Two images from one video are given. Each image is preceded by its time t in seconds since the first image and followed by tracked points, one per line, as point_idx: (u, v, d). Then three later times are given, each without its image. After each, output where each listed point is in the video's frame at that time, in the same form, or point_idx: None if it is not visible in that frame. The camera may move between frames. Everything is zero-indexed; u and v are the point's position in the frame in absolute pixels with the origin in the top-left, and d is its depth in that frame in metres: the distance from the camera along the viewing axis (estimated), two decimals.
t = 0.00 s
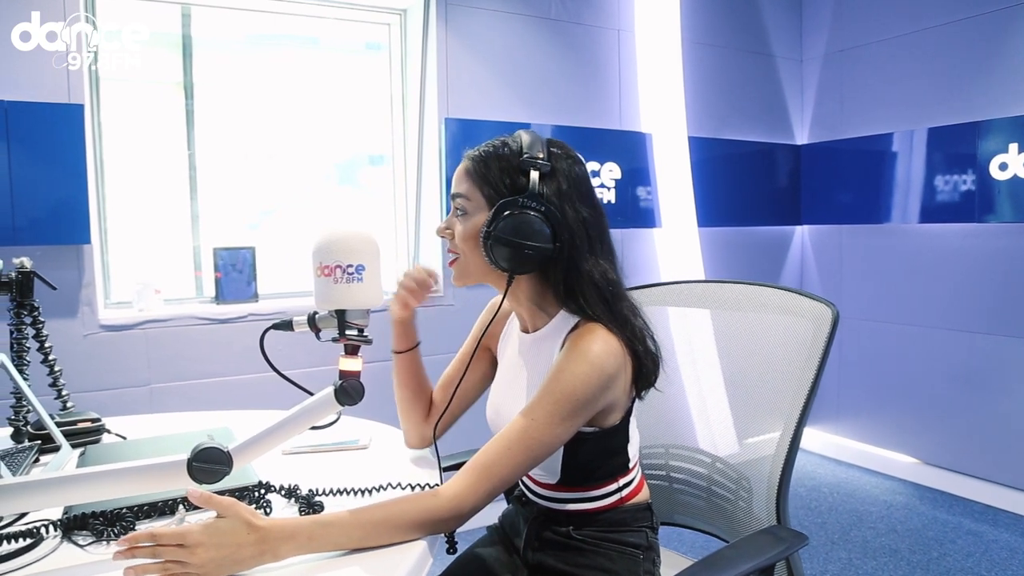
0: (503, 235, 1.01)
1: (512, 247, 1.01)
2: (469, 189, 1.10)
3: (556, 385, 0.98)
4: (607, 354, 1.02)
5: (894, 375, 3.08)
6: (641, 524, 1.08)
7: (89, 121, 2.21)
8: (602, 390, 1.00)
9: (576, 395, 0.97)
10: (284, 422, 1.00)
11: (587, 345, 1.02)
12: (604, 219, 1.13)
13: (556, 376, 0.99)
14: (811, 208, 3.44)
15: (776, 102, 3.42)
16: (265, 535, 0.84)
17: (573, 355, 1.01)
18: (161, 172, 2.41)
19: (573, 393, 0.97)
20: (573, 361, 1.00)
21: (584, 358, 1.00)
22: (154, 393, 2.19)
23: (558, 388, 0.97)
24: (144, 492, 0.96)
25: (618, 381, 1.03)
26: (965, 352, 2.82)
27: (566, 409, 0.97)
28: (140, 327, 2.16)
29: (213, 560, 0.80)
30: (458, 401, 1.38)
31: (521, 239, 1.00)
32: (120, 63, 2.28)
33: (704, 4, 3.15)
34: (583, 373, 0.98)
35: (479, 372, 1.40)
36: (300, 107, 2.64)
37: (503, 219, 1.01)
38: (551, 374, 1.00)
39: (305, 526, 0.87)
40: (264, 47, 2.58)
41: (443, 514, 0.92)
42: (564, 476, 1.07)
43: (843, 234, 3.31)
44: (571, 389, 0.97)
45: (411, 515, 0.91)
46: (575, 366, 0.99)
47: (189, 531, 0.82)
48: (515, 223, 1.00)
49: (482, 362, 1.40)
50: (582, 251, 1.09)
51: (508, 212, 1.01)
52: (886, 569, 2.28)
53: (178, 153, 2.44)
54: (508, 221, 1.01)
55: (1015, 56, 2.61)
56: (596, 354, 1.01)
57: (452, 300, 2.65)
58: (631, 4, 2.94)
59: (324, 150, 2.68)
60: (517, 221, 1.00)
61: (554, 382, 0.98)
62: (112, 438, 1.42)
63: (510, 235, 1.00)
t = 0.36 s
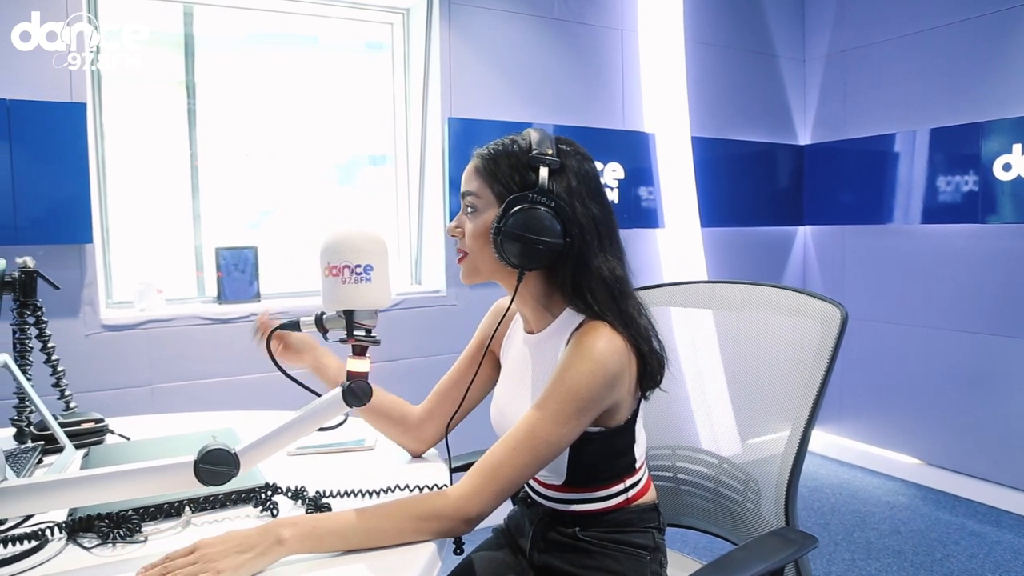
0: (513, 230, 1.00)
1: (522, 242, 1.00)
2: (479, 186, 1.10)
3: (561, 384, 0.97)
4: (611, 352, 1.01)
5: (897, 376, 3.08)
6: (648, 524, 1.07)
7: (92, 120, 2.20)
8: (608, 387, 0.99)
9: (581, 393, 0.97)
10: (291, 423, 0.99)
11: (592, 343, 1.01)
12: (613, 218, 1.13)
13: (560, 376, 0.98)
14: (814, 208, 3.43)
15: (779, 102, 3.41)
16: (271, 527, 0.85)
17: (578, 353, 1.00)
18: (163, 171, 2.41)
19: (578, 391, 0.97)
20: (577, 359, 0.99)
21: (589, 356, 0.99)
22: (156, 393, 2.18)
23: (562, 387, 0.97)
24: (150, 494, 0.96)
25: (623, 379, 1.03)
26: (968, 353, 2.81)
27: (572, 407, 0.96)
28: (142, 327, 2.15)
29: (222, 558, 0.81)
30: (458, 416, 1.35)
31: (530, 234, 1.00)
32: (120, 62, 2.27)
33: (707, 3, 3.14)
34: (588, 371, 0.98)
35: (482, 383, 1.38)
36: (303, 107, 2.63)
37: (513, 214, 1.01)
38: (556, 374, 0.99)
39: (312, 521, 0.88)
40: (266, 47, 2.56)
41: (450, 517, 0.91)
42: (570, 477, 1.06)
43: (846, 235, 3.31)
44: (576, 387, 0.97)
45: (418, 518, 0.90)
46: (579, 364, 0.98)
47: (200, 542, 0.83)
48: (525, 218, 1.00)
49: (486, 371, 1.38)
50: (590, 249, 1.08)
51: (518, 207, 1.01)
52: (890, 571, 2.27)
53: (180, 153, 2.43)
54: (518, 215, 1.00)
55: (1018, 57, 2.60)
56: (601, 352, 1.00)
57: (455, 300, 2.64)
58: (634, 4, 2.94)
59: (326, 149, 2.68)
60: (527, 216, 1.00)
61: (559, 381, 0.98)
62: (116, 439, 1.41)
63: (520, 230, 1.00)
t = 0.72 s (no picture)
0: (526, 229, 1.00)
1: (535, 242, 0.99)
2: (492, 185, 1.09)
3: (574, 388, 0.96)
4: (625, 356, 1.00)
5: (900, 377, 3.07)
6: (658, 528, 1.07)
7: (93, 119, 2.19)
8: (620, 392, 0.99)
9: (594, 397, 0.96)
10: (298, 425, 0.99)
11: (605, 347, 1.00)
12: (625, 218, 1.12)
13: (573, 379, 0.98)
14: (816, 209, 3.43)
15: (781, 103, 3.41)
16: (277, 528, 0.84)
17: (592, 356, 1.00)
18: (164, 171, 2.40)
19: (591, 395, 0.96)
20: (590, 362, 0.99)
21: (602, 359, 0.99)
22: (158, 393, 2.17)
23: (575, 391, 0.96)
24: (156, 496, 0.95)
25: (636, 383, 1.02)
26: (971, 354, 2.81)
27: (584, 411, 0.95)
28: (144, 327, 2.14)
29: (230, 562, 0.80)
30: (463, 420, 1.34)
31: (544, 234, 0.99)
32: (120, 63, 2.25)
33: (709, 3, 3.13)
34: (601, 374, 0.97)
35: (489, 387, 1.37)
36: (304, 106, 2.62)
37: (527, 213, 1.00)
38: (568, 377, 0.99)
39: (319, 523, 0.87)
40: (267, 46, 2.55)
41: (460, 519, 0.91)
42: (580, 480, 1.06)
43: (848, 235, 3.31)
44: (589, 391, 0.96)
45: (427, 519, 0.90)
46: (593, 368, 0.98)
47: (207, 544, 0.82)
48: (539, 217, 0.99)
49: (494, 376, 1.37)
50: (603, 249, 1.08)
51: (532, 206, 1.00)
52: (892, 571, 2.27)
53: (181, 152, 2.42)
54: (531, 214, 1.00)
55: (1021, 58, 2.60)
56: (614, 355, 0.99)
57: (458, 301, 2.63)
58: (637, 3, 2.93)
59: (328, 149, 2.67)
60: (540, 215, 0.99)
61: (571, 384, 0.97)
62: (119, 440, 1.40)
63: (533, 229, 0.99)
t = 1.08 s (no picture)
0: (526, 235, 0.99)
1: (535, 248, 0.99)
2: (493, 191, 1.09)
3: (580, 387, 0.96)
4: (630, 355, 1.00)
5: (901, 378, 3.07)
6: (666, 529, 1.06)
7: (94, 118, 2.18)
8: (627, 391, 0.98)
9: (601, 396, 0.95)
10: (305, 426, 0.98)
11: (611, 346, 1.00)
12: (627, 218, 1.11)
13: (580, 379, 0.97)
14: (818, 209, 3.43)
15: (783, 103, 3.41)
16: (286, 530, 0.84)
17: (597, 355, 0.99)
18: (165, 170, 2.39)
19: (598, 395, 0.95)
20: (597, 362, 0.98)
21: (607, 359, 0.98)
22: (160, 394, 2.16)
23: (582, 390, 0.96)
24: (161, 498, 0.94)
25: (642, 382, 1.01)
26: (973, 354, 2.80)
27: (591, 411, 0.95)
28: (145, 326, 2.13)
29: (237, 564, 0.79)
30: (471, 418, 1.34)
31: (544, 239, 0.98)
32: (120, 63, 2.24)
33: (712, 3, 3.13)
34: (607, 374, 0.97)
35: (496, 386, 1.37)
36: (306, 105, 2.61)
37: (527, 220, 0.99)
38: (575, 377, 0.98)
39: (327, 525, 0.86)
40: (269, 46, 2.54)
41: (467, 521, 0.90)
42: (588, 481, 1.05)
43: (850, 236, 3.30)
44: (596, 391, 0.95)
45: (435, 521, 0.89)
46: (599, 367, 0.97)
47: (214, 547, 0.81)
48: (538, 222, 0.99)
49: (500, 374, 1.37)
50: (604, 252, 1.06)
51: (531, 212, 0.99)
52: (895, 572, 2.27)
53: (182, 152, 2.41)
54: (531, 220, 0.99)
55: None
56: (620, 355, 0.99)
57: (460, 301, 2.62)
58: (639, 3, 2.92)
59: (330, 148, 2.66)
60: (540, 221, 0.98)
61: (578, 384, 0.96)
62: (122, 440, 1.39)
63: (533, 235, 0.98)
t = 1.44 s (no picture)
0: (539, 227, 0.98)
1: (548, 240, 0.98)
2: (498, 187, 1.08)
3: (589, 388, 0.95)
4: (640, 354, 0.99)
5: (902, 377, 3.07)
6: (673, 530, 1.06)
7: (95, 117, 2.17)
8: (636, 391, 0.97)
9: (610, 397, 0.95)
10: (311, 428, 0.97)
11: (619, 345, 0.99)
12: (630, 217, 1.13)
13: (588, 379, 0.96)
14: (819, 209, 3.43)
15: (784, 102, 3.41)
16: (294, 534, 0.83)
17: (605, 355, 0.98)
18: (166, 169, 2.38)
19: (607, 395, 0.95)
20: (605, 362, 0.97)
21: (616, 359, 0.97)
22: (161, 394, 2.15)
23: (591, 391, 0.95)
24: (166, 500, 0.93)
25: (651, 382, 1.01)
26: (975, 354, 2.80)
27: (600, 411, 0.94)
28: (146, 326, 2.12)
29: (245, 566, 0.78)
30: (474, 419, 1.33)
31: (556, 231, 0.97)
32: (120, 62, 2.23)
33: (713, 3, 3.13)
34: (616, 374, 0.96)
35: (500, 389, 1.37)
36: (307, 104, 2.60)
37: (539, 211, 0.98)
38: (583, 377, 0.97)
39: (334, 528, 0.86)
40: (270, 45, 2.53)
41: (476, 523, 0.89)
42: (596, 483, 1.04)
43: (851, 236, 3.30)
44: (605, 391, 0.95)
45: (443, 523, 0.88)
46: (608, 367, 0.97)
47: (221, 551, 0.81)
48: (550, 214, 0.98)
49: (507, 377, 1.38)
50: (612, 248, 1.07)
51: (544, 204, 0.99)
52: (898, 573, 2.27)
53: (182, 151, 2.40)
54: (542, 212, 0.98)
55: None
56: (629, 354, 0.98)
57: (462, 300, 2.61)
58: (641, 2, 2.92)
59: (331, 147, 2.65)
60: (552, 213, 0.98)
61: (587, 384, 0.96)
62: (124, 441, 1.38)
63: (546, 226, 0.97)
